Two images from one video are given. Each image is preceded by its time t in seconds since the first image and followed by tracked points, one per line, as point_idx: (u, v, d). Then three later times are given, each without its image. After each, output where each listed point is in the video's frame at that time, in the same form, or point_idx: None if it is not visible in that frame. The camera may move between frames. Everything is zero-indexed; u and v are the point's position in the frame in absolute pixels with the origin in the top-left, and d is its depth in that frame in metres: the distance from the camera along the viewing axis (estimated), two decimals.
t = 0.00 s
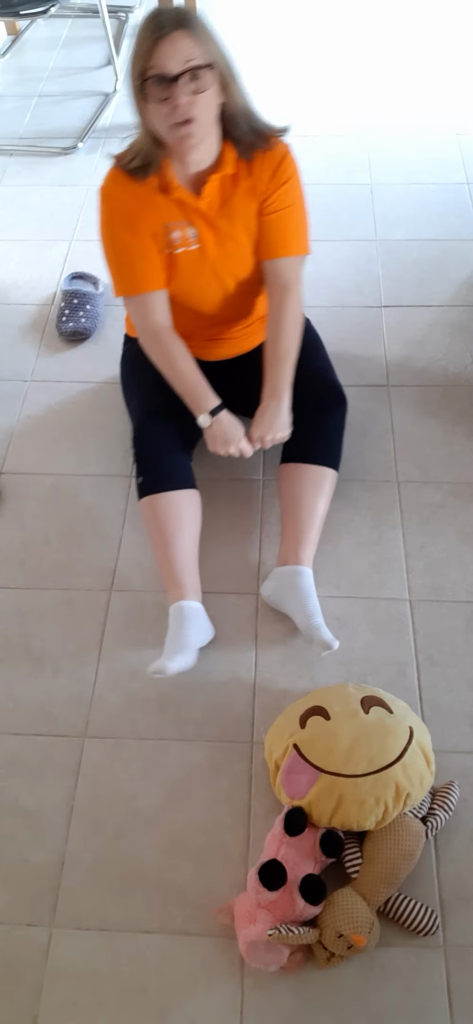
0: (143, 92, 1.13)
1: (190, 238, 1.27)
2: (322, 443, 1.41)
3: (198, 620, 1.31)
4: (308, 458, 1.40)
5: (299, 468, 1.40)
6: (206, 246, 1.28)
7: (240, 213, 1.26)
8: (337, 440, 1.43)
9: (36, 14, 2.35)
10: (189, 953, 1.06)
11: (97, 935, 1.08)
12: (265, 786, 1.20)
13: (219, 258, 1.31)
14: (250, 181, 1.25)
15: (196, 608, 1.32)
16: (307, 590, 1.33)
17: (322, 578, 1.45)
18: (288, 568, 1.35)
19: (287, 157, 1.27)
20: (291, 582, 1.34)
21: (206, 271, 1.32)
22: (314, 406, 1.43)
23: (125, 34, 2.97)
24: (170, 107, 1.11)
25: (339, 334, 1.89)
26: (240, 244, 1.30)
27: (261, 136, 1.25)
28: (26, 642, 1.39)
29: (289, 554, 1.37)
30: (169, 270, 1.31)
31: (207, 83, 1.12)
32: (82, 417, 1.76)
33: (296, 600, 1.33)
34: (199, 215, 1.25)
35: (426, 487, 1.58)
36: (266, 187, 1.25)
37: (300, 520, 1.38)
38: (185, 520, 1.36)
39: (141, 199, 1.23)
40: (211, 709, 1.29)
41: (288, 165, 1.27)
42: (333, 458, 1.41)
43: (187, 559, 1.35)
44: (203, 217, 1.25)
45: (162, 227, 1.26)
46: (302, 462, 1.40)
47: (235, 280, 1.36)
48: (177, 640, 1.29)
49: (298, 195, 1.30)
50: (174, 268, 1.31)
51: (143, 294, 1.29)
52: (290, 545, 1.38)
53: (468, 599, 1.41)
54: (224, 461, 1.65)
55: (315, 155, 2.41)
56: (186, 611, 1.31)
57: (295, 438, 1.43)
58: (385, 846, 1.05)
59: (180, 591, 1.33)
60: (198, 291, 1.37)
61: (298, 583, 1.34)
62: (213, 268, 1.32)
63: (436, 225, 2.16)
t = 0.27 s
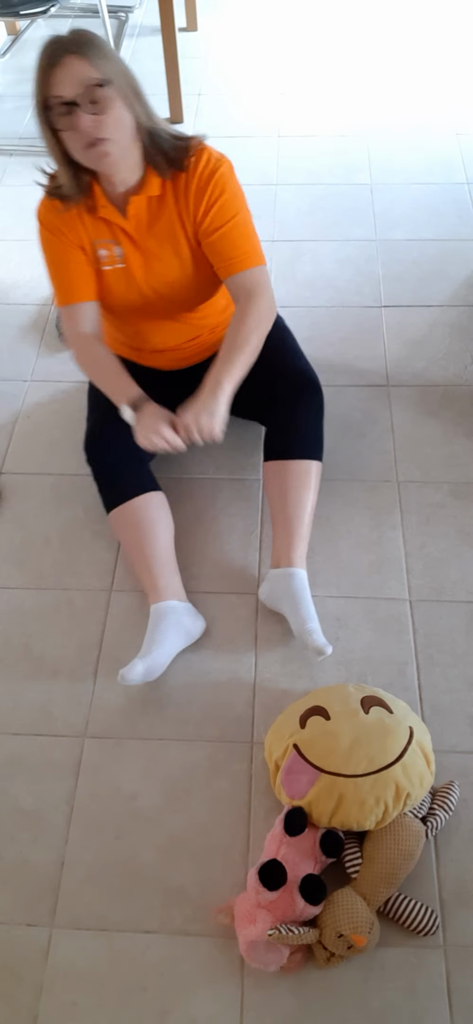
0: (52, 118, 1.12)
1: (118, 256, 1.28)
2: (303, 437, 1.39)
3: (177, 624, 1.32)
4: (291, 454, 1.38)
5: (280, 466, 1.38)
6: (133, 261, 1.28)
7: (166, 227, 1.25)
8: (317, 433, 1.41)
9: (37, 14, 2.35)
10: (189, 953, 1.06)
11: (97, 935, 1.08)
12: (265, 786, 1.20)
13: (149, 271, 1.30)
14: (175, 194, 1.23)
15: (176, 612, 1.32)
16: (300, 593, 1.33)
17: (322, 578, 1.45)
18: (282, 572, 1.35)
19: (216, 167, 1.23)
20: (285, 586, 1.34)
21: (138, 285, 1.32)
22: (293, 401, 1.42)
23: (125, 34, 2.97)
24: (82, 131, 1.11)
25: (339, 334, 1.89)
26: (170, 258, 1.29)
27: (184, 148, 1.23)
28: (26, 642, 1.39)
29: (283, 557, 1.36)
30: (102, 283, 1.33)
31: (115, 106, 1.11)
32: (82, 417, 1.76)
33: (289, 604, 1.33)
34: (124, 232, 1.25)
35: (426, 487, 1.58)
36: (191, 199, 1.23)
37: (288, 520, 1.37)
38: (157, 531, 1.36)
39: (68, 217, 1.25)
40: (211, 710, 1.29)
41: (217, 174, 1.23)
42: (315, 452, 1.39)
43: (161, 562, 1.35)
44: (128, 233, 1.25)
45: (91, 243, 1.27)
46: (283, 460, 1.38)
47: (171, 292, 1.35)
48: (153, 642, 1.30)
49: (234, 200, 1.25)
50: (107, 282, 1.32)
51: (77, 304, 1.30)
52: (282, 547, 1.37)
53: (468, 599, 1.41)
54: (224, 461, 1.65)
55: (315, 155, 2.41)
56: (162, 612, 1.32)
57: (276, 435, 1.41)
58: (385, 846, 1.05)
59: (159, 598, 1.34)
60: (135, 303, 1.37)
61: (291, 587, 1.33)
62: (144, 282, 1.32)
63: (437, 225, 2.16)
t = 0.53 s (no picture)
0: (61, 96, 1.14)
1: (87, 251, 1.27)
2: (270, 446, 1.30)
3: (170, 626, 1.32)
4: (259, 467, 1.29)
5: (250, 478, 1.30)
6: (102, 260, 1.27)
7: (139, 230, 1.23)
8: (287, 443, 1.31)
9: (37, 14, 2.35)
10: (189, 953, 1.06)
11: (97, 935, 1.08)
12: (265, 786, 1.20)
13: (119, 275, 1.28)
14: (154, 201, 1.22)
15: (169, 613, 1.33)
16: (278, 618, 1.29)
17: (322, 579, 1.45)
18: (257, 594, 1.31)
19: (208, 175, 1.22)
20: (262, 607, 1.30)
21: (107, 286, 1.30)
22: (261, 401, 1.31)
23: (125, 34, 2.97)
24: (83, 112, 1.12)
25: (339, 334, 1.89)
26: (142, 263, 1.26)
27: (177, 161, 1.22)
28: (26, 642, 1.39)
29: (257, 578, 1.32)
30: (73, 279, 1.32)
31: (127, 98, 1.12)
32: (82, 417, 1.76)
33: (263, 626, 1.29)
34: (95, 228, 1.24)
35: (426, 487, 1.58)
36: (170, 207, 1.22)
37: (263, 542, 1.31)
38: (142, 538, 1.37)
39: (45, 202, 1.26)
40: (211, 710, 1.29)
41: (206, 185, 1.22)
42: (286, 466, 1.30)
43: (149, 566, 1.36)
44: (100, 231, 1.24)
45: (62, 234, 1.27)
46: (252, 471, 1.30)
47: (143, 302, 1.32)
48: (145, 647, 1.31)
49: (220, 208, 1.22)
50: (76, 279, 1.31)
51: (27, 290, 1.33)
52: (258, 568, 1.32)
53: (468, 599, 1.41)
54: (223, 462, 1.65)
55: (315, 155, 2.41)
56: (156, 613, 1.33)
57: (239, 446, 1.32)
58: (385, 846, 1.05)
59: (152, 600, 1.35)
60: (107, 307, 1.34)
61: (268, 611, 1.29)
62: (114, 284, 1.30)
63: (437, 225, 2.16)
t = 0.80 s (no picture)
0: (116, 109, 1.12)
1: (121, 259, 1.24)
2: (273, 475, 1.33)
3: (166, 625, 1.32)
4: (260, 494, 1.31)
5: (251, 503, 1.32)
6: (136, 272, 1.25)
7: (177, 248, 1.22)
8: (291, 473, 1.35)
9: (37, 14, 2.35)
10: (189, 953, 1.06)
11: (97, 935, 1.08)
12: (265, 786, 1.20)
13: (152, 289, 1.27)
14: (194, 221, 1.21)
15: (165, 611, 1.33)
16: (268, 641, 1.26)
17: (322, 578, 1.45)
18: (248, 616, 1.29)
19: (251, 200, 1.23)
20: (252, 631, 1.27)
21: (139, 298, 1.29)
22: (269, 436, 1.35)
23: (125, 34, 2.97)
24: (136, 132, 1.10)
25: (339, 334, 1.89)
26: (177, 281, 1.26)
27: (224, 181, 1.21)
28: (26, 642, 1.39)
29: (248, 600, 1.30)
30: (102, 284, 1.29)
31: (180, 125, 1.11)
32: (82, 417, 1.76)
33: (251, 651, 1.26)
34: (132, 238, 1.23)
35: (426, 487, 1.58)
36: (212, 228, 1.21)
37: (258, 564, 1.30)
38: (143, 534, 1.36)
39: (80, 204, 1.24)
40: (211, 710, 1.29)
41: (249, 209, 1.22)
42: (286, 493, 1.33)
43: (149, 564, 1.36)
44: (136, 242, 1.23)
45: (95, 238, 1.25)
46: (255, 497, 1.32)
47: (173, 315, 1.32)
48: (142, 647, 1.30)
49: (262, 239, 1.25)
50: (106, 285, 1.29)
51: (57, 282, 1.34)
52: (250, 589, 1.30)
53: (468, 599, 1.41)
54: (223, 462, 1.65)
55: (315, 155, 2.41)
56: (153, 612, 1.33)
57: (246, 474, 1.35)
58: (385, 846, 1.05)
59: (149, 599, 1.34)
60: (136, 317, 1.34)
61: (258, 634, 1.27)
62: (146, 297, 1.29)
63: (437, 225, 2.16)
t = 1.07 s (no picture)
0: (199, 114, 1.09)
1: (195, 262, 1.25)
2: (314, 480, 1.35)
3: (168, 624, 1.32)
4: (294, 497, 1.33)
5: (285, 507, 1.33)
6: (211, 273, 1.26)
7: (254, 252, 1.24)
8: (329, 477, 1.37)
9: (37, 14, 2.35)
10: (190, 953, 1.06)
11: (97, 935, 1.08)
12: (265, 786, 1.20)
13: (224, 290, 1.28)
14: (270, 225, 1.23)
15: (167, 611, 1.33)
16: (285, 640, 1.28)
17: (322, 578, 1.45)
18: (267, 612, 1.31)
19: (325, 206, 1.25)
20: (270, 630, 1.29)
21: (211, 300, 1.30)
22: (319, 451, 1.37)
23: (125, 33, 2.96)
24: (217, 140, 1.09)
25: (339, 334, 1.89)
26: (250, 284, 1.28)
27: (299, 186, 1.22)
28: (26, 642, 1.39)
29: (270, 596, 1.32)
30: (172, 287, 1.29)
31: (261, 135, 1.10)
32: (82, 417, 1.76)
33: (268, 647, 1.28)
34: (209, 241, 1.23)
35: (426, 487, 1.58)
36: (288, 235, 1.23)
37: (285, 564, 1.32)
38: (150, 529, 1.34)
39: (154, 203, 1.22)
40: (211, 710, 1.29)
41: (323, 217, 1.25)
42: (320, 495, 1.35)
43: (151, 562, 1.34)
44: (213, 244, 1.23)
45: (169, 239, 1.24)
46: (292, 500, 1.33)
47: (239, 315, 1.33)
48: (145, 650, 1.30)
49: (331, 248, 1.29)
50: (176, 288, 1.29)
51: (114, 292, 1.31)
52: (273, 587, 1.32)
53: (468, 599, 1.41)
54: (224, 462, 1.65)
55: (315, 155, 2.41)
56: (154, 612, 1.32)
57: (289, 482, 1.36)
58: (385, 846, 1.05)
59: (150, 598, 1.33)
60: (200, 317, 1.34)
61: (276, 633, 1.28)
62: (218, 299, 1.30)
63: (437, 225, 2.16)
